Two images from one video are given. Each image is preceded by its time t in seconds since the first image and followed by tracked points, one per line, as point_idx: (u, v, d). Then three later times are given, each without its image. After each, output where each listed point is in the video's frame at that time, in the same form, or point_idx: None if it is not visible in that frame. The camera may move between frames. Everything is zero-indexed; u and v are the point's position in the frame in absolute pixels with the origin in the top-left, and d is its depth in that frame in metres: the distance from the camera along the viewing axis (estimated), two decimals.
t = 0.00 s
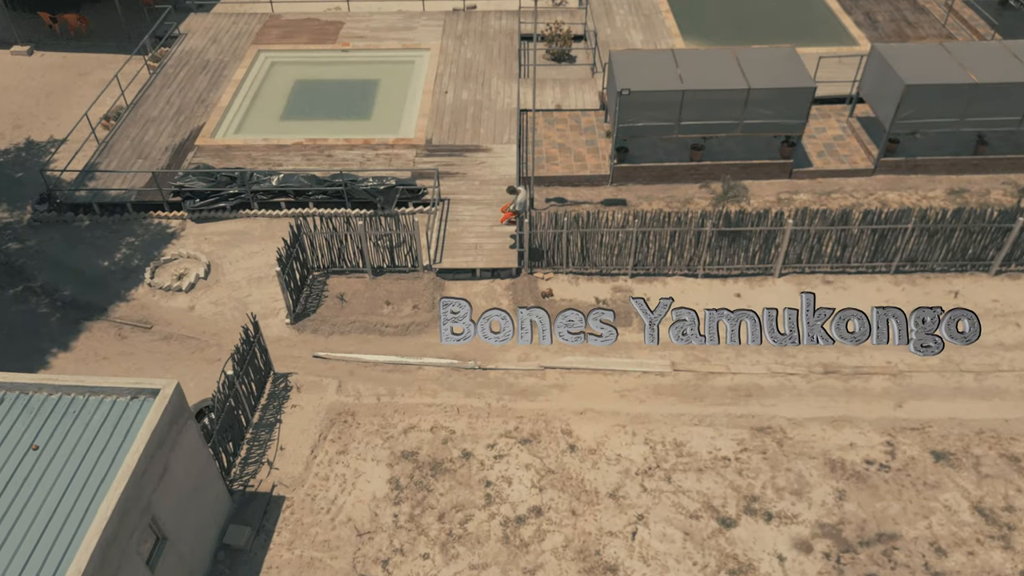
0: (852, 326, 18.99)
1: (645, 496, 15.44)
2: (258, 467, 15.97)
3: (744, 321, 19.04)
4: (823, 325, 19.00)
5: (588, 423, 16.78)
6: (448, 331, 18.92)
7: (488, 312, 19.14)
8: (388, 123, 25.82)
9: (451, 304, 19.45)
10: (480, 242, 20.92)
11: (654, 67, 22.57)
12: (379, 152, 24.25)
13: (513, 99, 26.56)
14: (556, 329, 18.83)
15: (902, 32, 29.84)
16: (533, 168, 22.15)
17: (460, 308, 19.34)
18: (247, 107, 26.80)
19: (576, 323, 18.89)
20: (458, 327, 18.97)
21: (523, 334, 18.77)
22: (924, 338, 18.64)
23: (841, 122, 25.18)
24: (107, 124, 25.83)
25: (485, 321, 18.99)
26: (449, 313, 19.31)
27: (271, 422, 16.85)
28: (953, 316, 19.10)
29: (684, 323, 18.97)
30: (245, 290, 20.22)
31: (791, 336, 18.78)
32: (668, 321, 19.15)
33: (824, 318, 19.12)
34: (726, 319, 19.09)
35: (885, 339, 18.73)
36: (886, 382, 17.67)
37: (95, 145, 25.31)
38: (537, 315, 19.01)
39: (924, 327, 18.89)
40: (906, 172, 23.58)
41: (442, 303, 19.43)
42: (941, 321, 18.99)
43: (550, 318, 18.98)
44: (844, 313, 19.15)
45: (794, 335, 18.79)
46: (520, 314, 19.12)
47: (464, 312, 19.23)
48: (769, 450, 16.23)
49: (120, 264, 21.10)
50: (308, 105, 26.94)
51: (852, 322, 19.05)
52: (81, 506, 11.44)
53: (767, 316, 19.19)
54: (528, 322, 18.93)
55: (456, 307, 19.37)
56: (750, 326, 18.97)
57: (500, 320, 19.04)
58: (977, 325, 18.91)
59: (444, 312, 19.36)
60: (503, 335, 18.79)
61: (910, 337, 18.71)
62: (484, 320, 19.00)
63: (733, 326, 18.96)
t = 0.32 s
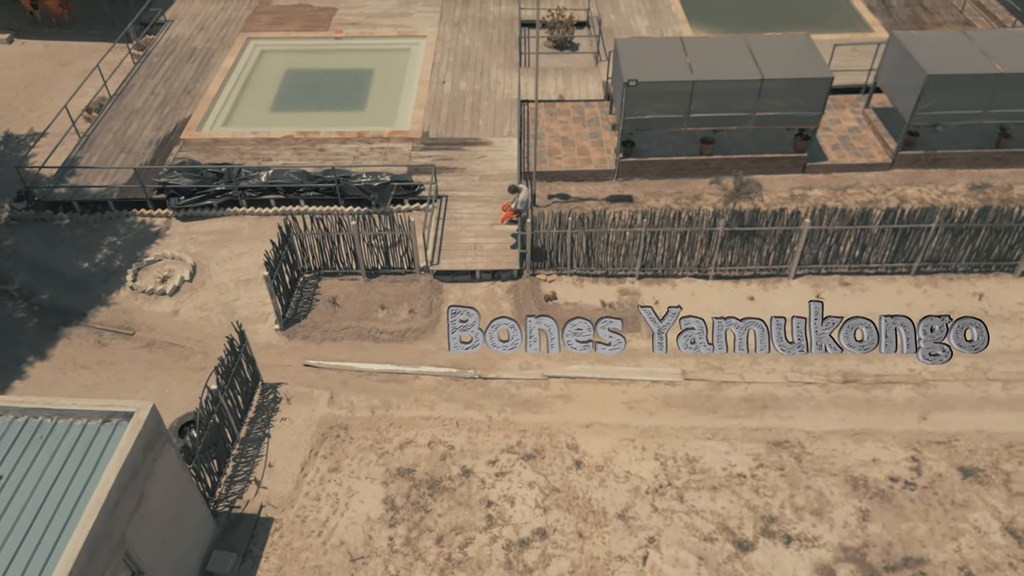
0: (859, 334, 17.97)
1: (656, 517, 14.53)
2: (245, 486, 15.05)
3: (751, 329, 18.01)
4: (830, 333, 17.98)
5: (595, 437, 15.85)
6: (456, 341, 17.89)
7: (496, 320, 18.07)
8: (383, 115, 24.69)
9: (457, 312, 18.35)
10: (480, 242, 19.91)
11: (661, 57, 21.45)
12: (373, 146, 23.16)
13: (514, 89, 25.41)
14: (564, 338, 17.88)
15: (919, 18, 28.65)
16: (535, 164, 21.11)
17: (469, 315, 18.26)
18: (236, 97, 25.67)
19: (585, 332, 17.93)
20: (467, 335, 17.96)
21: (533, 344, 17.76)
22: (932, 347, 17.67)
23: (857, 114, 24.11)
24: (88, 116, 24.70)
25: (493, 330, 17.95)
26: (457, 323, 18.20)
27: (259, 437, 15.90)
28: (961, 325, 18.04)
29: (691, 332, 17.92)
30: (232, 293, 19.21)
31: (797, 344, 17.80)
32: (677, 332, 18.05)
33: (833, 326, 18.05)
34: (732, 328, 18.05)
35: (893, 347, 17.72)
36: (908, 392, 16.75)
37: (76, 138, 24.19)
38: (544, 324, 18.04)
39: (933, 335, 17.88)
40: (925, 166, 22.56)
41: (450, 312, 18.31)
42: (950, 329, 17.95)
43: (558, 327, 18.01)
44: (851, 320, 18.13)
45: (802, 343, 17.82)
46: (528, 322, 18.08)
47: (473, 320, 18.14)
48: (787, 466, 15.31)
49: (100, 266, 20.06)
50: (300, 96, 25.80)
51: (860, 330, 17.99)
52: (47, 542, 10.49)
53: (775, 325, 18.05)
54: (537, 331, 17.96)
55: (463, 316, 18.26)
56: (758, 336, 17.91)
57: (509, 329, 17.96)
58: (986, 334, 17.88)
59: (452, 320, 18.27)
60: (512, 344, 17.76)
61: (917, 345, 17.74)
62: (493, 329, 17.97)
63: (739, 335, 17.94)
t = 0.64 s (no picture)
0: (870, 353, 16.61)
1: (670, 541, 13.58)
2: (230, 509, 14.07)
3: (763, 350, 16.66)
4: (842, 355, 16.60)
5: (603, 454, 14.88)
6: (467, 362, 16.62)
7: (508, 342, 16.74)
8: (377, 105, 23.52)
9: (467, 330, 17.02)
10: (480, 242, 18.83)
11: (670, 44, 20.27)
12: (367, 138, 22.00)
13: (514, 77, 24.23)
14: (577, 359, 16.61)
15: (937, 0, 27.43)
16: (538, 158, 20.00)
17: (481, 336, 16.93)
18: (223, 86, 24.47)
19: (598, 353, 16.63)
20: (479, 356, 16.68)
21: (545, 366, 16.51)
22: (944, 367, 16.35)
23: (874, 103, 23.01)
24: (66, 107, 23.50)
25: (506, 352, 16.62)
26: (468, 343, 16.87)
27: (246, 454, 14.91)
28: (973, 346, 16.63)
29: (703, 352, 16.60)
30: (217, 297, 18.16)
31: (809, 364, 16.53)
32: (688, 354, 16.73)
33: (845, 347, 16.64)
34: (743, 348, 16.66)
35: (905, 368, 16.48)
36: (935, 403, 15.78)
37: (54, 131, 23.01)
38: (557, 344, 16.68)
39: (946, 355, 16.50)
40: (948, 159, 21.47)
41: (462, 332, 16.96)
42: (964, 349, 16.59)
43: (572, 348, 16.72)
44: (863, 341, 16.72)
45: (814, 364, 16.54)
46: (541, 343, 16.72)
47: (486, 341, 16.80)
48: (808, 485, 14.37)
49: (78, 268, 18.97)
50: (290, 85, 24.60)
51: (873, 351, 16.57)
52: None
53: (787, 346, 16.72)
54: (550, 352, 16.64)
55: (474, 335, 16.94)
56: (771, 358, 16.59)
57: (521, 349, 16.64)
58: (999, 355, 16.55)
59: (464, 341, 16.91)
60: (524, 366, 16.51)
61: (928, 365, 16.44)
62: (504, 351, 16.63)
63: (750, 357, 16.57)
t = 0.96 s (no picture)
0: (882, 375, 15.51)
1: (683, 564, 12.81)
2: (216, 531, 13.27)
3: (775, 371, 15.45)
4: (855, 377, 15.44)
5: (611, 469, 14.08)
6: (479, 384, 15.31)
7: (520, 363, 15.33)
8: (372, 96, 22.53)
9: (480, 351, 15.55)
10: (479, 241, 17.93)
11: (679, 32, 19.29)
12: (360, 132, 21.03)
13: (514, 66, 23.22)
14: (589, 381, 15.32)
15: None
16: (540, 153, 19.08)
17: (494, 357, 15.53)
18: (210, 76, 23.45)
19: (611, 375, 15.35)
20: (492, 378, 15.36)
21: (558, 387, 15.31)
22: (955, 389, 15.26)
23: (890, 93, 22.12)
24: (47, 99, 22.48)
25: (518, 373, 15.30)
26: (481, 364, 15.47)
27: (234, 471, 14.09)
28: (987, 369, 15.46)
29: (716, 373, 15.36)
30: (204, 301, 17.28)
31: (820, 386, 15.40)
32: (699, 374, 15.53)
33: (858, 369, 15.48)
34: (756, 369, 15.49)
35: (917, 390, 15.35)
36: (960, 413, 14.97)
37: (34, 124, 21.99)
38: (569, 365, 15.35)
39: (958, 376, 15.39)
40: (968, 151, 20.55)
41: (474, 352, 15.53)
42: (978, 369, 15.43)
43: (585, 370, 15.39)
44: (876, 362, 15.56)
45: (826, 386, 15.39)
46: (553, 363, 15.37)
47: (499, 362, 15.43)
48: (828, 502, 13.59)
49: (58, 270, 18.06)
50: (281, 75, 23.58)
51: (885, 372, 15.47)
52: None
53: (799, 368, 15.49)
54: (562, 373, 15.33)
55: (487, 356, 15.53)
56: (783, 378, 15.45)
57: (534, 370, 15.31)
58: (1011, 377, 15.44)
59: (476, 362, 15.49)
60: (537, 388, 15.26)
61: (940, 387, 15.33)
62: (516, 372, 15.30)
63: (762, 378, 15.42)
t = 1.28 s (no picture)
0: (894, 397, 14.46)
1: None
2: (197, 565, 12.24)
3: (787, 393, 14.43)
4: (867, 399, 14.41)
5: (624, 493, 13.06)
6: (492, 406, 14.30)
7: (532, 385, 14.53)
8: (364, 85, 21.25)
9: (492, 372, 14.77)
10: (479, 242, 16.77)
11: (691, 16, 18.03)
12: (351, 123, 19.77)
13: (514, 52, 21.94)
14: (602, 403, 14.35)
15: None
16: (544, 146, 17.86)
17: (507, 378, 14.67)
18: (191, 64, 22.14)
19: (624, 397, 14.41)
20: (504, 400, 14.40)
21: (570, 408, 14.28)
22: (967, 410, 14.18)
23: (912, 80, 20.92)
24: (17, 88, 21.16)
25: (530, 395, 14.40)
26: (493, 386, 14.60)
27: (216, 497, 13.04)
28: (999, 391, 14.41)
29: (728, 395, 14.38)
30: (185, 308, 16.15)
31: (832, 408, 14.28)
32: (711, 396, 14.43)
33: (871, 390, 14.51)
34: (768, 392, 14.46)
35: (930, 411, 14.23)
36: (996, 428, 13.96)
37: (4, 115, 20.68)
38: (581, 386, 14.49)
39: (971, 398, 14.33)
40: (996, 141, 19.39)
41: (487, 374, 14.75)
42: (991, 391, 14.41)
43: (599, 393, 14.48)
44: (889, 383, 14.60)
45: (838, 407, 14.28)
46: (565, 386, 14.54)
47: (512, 383, 14.58)
48: (859, 528, 12.61)
49: (28, 274, 16.88)
50: (267, 62, 22.27)
51: (896, 393, 14.45)
52: None
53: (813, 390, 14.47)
54: (575, 396, 14.42)
55: (499, 377, 14.70)
56: (796, 401, 14.35)
57: (547, 393, 14.44)
58: None
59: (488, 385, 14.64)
60: (549, 410, 14.23)
61: (952, 408, 14.23)
62: (528, 394, 14.40)
63: (775, 401, 14.33)
